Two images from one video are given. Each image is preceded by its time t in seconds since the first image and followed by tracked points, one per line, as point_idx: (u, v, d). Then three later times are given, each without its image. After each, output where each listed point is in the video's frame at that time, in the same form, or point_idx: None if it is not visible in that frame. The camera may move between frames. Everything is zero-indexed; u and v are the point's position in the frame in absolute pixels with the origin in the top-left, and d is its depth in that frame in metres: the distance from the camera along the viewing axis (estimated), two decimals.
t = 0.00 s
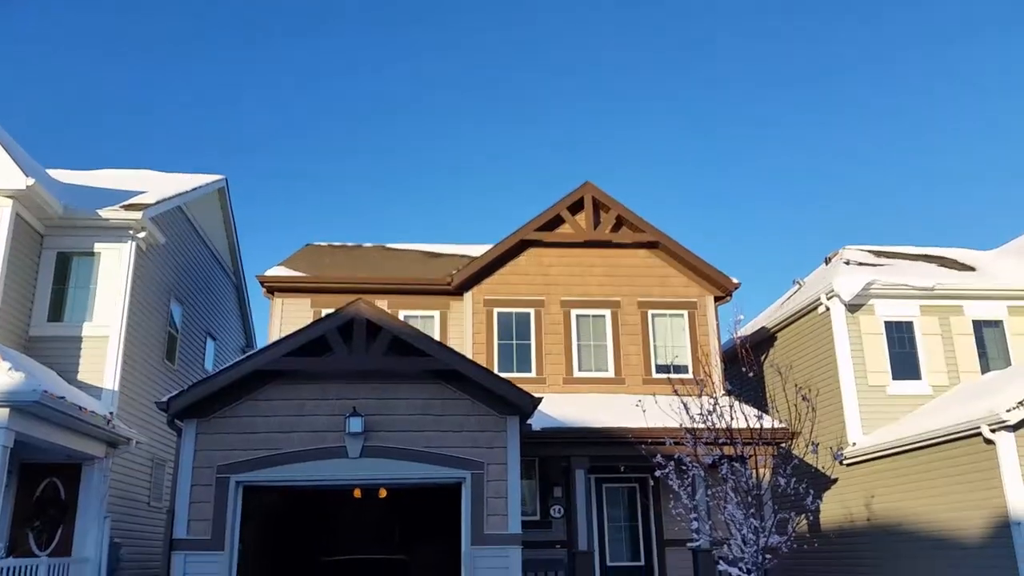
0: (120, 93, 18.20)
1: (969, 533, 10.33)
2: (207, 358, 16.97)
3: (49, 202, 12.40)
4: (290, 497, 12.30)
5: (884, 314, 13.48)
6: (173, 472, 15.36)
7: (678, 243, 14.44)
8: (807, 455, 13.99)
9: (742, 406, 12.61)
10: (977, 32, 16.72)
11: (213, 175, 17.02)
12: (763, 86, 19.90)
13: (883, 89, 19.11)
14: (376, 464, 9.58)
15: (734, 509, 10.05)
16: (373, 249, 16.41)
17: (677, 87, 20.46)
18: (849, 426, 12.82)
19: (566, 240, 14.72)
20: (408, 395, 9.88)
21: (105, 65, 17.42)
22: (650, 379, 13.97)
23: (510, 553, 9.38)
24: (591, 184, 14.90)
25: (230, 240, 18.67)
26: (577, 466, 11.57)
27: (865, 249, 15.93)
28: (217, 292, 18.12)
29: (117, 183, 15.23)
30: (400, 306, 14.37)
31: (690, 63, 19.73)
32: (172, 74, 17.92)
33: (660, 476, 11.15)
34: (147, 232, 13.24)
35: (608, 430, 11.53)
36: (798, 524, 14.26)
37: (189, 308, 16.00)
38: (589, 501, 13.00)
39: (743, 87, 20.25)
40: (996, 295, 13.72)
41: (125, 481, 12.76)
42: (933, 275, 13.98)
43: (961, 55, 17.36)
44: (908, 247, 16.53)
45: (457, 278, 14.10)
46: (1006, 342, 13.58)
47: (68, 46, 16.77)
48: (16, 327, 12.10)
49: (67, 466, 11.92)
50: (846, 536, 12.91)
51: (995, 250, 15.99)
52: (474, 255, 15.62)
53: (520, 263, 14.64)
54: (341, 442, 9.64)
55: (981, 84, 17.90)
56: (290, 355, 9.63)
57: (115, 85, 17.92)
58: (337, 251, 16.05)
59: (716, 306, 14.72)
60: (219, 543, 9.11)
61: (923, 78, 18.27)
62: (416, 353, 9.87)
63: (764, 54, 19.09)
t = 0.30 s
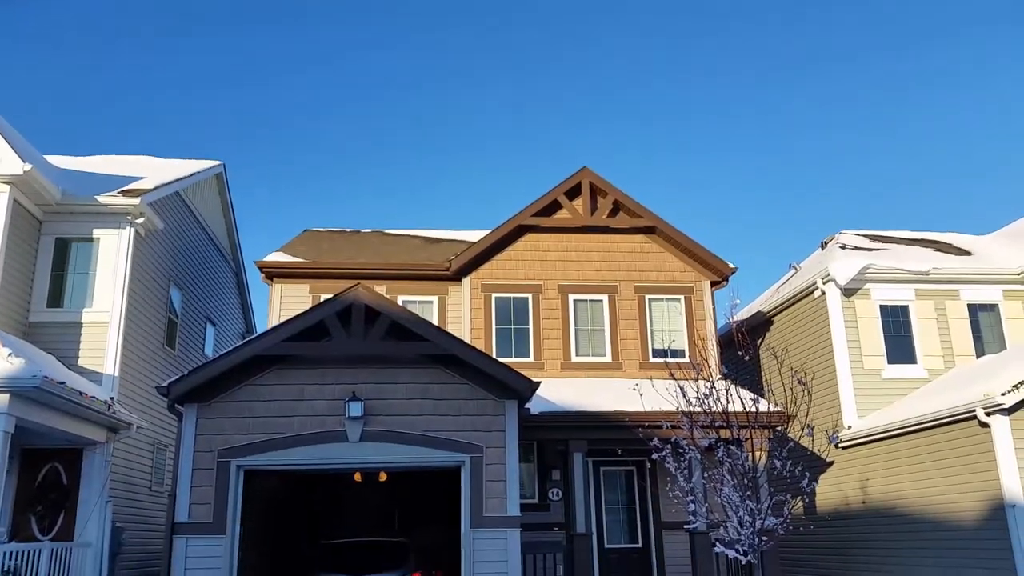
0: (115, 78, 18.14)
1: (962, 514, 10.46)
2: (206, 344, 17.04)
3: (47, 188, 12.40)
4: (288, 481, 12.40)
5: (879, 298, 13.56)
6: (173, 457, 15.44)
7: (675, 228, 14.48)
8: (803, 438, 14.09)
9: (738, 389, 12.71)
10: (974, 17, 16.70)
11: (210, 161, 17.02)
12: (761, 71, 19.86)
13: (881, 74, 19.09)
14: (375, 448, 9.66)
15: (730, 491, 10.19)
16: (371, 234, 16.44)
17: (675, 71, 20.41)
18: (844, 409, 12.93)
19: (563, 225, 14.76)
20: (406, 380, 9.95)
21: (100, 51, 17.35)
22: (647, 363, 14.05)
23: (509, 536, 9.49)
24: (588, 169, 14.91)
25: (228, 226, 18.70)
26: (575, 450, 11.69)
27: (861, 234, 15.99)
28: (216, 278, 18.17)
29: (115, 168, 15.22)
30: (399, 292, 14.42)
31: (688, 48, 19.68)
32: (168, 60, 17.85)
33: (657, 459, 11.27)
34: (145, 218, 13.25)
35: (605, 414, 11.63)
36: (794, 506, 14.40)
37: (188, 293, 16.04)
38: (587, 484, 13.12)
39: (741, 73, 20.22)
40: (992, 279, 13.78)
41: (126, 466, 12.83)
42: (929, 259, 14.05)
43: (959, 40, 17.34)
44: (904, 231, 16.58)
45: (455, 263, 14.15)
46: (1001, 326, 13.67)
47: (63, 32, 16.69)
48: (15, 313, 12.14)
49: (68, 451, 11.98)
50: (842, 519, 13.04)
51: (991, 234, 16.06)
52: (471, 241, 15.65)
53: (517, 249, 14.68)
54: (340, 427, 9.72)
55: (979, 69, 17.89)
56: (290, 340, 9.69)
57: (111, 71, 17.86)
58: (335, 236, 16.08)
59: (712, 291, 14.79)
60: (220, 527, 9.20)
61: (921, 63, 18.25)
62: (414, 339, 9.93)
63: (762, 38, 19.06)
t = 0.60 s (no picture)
0: (115, 67, 18.09)
1: (961, 502, 10.49)
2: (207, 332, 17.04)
3: (47, 176, 12.38)
4: (289, 468, 12.44)
5: (880, 286, 13.55)
6: (175, 445, 15.48)
7: (676, 216, 14.45)
8: (803, 426, 14.11)
9: (738, 377, 12.74)
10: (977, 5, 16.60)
11: (210, 149, 16.99)
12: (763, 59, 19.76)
13: (883, 62, 19.01)
14: (376, 436, 9.68)
15: (730, 478, 10.25)
16: (371, 223, 16.43)
17: (676, 59, 20.32)
18: (844, 397, 12.94)
19: (563, 213, 14.74)
20: (408, 368, 9.96)
21: (99, 39, 17.28)
22: (648, 351, 14.06)
23: (510, 523, 9.52)
24: (590, 157, 14.87)
25: (229, 215, 18.70)
26: (575, 438, 11.70)
27: (863, 222, 15.96)
28: (217, 267, 18.17)
29: (115, 157, 15.20)
30: (399, 281, 14.42)
31: (689, 36, 19.60)
32: (167, 49, 17.77)
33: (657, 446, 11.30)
34: (146, 206, 13.23)
35: (606, 402, 11.66)
36: (794, 493, 14.44)
37: (189, 282, 16.06)
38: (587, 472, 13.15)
39: (742, 61, 20.14)
40: (993, 267, 13.76)
41: (127, 454, 12.86)
42: (931, 247, 14.02)
43: (962, 27, 17.25)
44: (905, 219, 16.55)
45: (456, 252, 14.14)
46: (1002, 314, 13.67)
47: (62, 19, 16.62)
48: (16, 302, 12.15)
49: (69, 439, 12.01)
50: (842, 506, 13.07)
51: (993, 222, 16.03)
52: (472, 229, 15.64)
53: (518, 237, 14.67)
54: (341, 415, 9.73)
55: (981, 57, 17.82)
56: (290, 328, 9.69)
57: (110, 59, 17.81)
58: (336, 225, 16.06)
59: (713, 279, 14.78)
60: (222, 514, 9.23)
61: (924, 51, 18.14)
62: (415, 327, 9.94)
63: (764, 26, 18.96)
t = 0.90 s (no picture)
0: (112, 52, 17.99)
1: (957, 487, 10.53)
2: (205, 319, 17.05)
3: (44, 162, 12.34)
4: (288, 454, 12.45)
5: (879, 273, 13.55)
6: (173, 431, 15.51)
7: (675, 203, 14.43)
8: (800, 412, 14.14)
9: (735, 363, 12.78)
10: None
11: (208, 135, 16.94)
12: (763, 47, 19.65)
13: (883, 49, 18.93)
14: (375, 422, 9.70)
15: (727, 463, 10.11)
16: (369, 209, 16.40)
17: (675, 46, 20.24)
18: (842, 384, 12.97)
19: (562, 200, 14.71)
20: (406, 354, 9.97)
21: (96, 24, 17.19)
22: (646, 338, 14.08)
23: (507, 508, 9.56)
24: (588, 143, 14.83)
25: (227, 201, 18.67)
26: (574, 424, 11.75)
27: (861, 208, 15.94)
28: (215, 253, 18.15)
29: (112, 143, 15.14)
30: (398, 267, 14.41)
31: (689, 23, 19.52)
32: (163, 34, 17.64)
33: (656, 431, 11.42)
34: (144, 192, 13.20)
35: (604, 388, 11.67)
36: (791, 479, 14.49)
37: (187, 268, 16.05)
38: (585, 458, 13.19)
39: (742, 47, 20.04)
40: (991, 254, 13.76)
41: (126, 440, 12.89)
42: (929, 234, 14.01)
43: (963, 14, 17.16)
44: (904, 206, 16.53)
45: (454, 239, 14.13)
46: (1000, 301, 13.67)
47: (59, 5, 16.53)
48: (14, 289, 12.14)
49: (68, 425, 12.03)
50: (839, 492, 13.13)
51: (992, 209, 16.00)
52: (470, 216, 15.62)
53: (517, 224, 14.65)
54: (340, 400, 9.75)
55: (982, 43, 17.74)
56: (289, 315, 9.70)
57: (107, 44, 17.72)
58: (334, 211, 16.04)
59: (712, 266, 14.78)
60: (221, 499, 9.26)
61: (924, 39, 18.06)
62: (413, 313, 9.94)
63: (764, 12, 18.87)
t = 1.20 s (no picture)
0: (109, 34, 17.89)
1: (951, 474, 10.60)
2: (202, 304, 17.05)
3: (39, 145, 12.27)
4: (285, 439, 12.49)
5: (876, 260, 13.58)
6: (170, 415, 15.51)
7: (673, 189, 14.40)
8: (796, 398, 14.19)
9: (732, 350, 12.83)
10: None
11: (204, 118, 16.86)
12: (762, 33, 19.57)
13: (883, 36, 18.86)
14: (372, 407, 9.71)
15: (723, 450, 9.59)
16: (367, 194, 16.36)
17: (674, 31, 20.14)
18: (838, 370, 13.02)
19: (560, 186, 14.67)
20: (403, 340, 9.96)
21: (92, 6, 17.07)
22: (643, 325, 14.11)
23: (504, 493, 9.60)
24: (586, 129, 14.76)
25: (223, 185, 18.60)
26: (570, 410, 11.91)
27: (859, 196, 15.94)
28: (212, 238, 18.12)
29: (108, 126, 15.07)
30: (395, 253, 14.38)
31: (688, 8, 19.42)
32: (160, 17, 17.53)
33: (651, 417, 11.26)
34: (140, 176, 13.14)
35: (600, 374, 11.85)
36: (786, 465, 14.53)
37: (184, 252, 16.01)
38: (581, 444, 13.23)
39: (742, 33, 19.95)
40: (988, 242, 13.77)
41: (123, 424, 12.88)
42: (927, 221, 14.01)
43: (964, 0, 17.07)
44: (902, 193, 16.53)
45: (452, 224, 14.10)
46: (996, 288, 13.70)
47: None
48: (10, 272, 12.12)
49: (65, 409, 12.04)
50: (834, 478, 13.20)
51: (990, 196, 16.00)
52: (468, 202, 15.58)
53: (514, 210, 14.62)
54: (337, 386, 9.75)
55: (983, 30, 17.66)
56: (286, 300, 9.68)
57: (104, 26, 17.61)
58: (331, 196, 16.00)
59: (709, 253, 14.77)
60: (218, 484, 9.29)
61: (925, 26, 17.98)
62: (411, 299, 9.94)
63: None
